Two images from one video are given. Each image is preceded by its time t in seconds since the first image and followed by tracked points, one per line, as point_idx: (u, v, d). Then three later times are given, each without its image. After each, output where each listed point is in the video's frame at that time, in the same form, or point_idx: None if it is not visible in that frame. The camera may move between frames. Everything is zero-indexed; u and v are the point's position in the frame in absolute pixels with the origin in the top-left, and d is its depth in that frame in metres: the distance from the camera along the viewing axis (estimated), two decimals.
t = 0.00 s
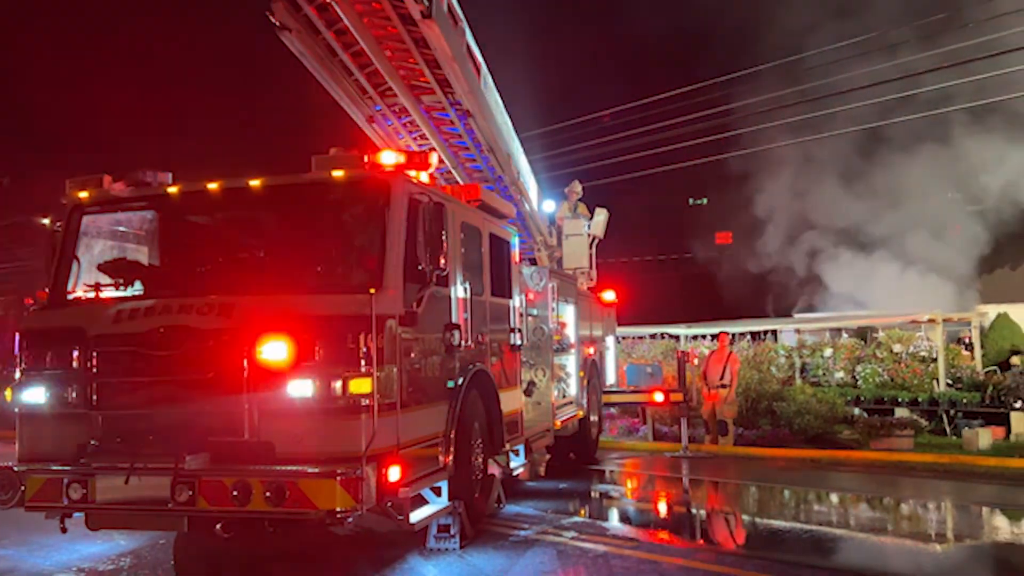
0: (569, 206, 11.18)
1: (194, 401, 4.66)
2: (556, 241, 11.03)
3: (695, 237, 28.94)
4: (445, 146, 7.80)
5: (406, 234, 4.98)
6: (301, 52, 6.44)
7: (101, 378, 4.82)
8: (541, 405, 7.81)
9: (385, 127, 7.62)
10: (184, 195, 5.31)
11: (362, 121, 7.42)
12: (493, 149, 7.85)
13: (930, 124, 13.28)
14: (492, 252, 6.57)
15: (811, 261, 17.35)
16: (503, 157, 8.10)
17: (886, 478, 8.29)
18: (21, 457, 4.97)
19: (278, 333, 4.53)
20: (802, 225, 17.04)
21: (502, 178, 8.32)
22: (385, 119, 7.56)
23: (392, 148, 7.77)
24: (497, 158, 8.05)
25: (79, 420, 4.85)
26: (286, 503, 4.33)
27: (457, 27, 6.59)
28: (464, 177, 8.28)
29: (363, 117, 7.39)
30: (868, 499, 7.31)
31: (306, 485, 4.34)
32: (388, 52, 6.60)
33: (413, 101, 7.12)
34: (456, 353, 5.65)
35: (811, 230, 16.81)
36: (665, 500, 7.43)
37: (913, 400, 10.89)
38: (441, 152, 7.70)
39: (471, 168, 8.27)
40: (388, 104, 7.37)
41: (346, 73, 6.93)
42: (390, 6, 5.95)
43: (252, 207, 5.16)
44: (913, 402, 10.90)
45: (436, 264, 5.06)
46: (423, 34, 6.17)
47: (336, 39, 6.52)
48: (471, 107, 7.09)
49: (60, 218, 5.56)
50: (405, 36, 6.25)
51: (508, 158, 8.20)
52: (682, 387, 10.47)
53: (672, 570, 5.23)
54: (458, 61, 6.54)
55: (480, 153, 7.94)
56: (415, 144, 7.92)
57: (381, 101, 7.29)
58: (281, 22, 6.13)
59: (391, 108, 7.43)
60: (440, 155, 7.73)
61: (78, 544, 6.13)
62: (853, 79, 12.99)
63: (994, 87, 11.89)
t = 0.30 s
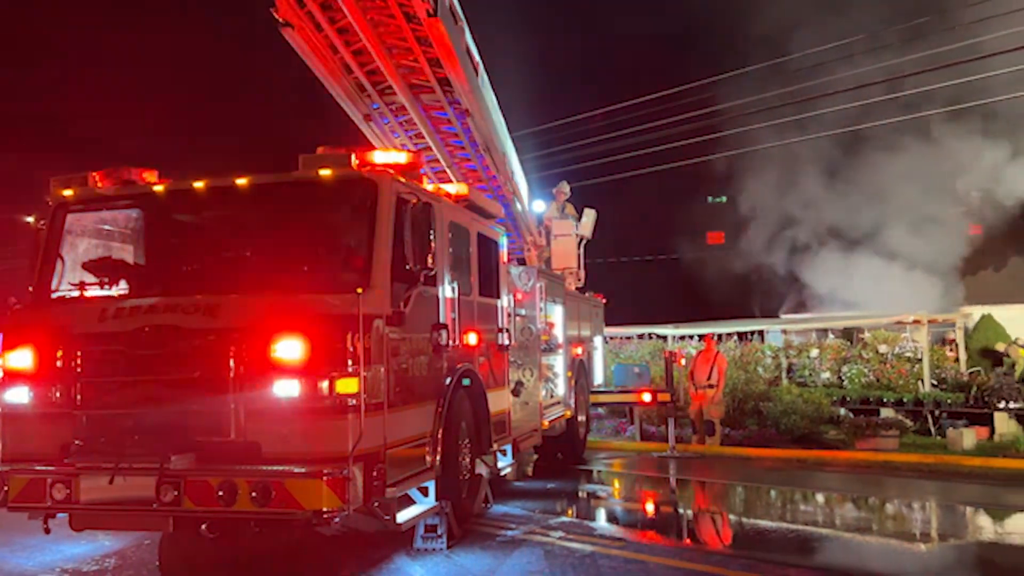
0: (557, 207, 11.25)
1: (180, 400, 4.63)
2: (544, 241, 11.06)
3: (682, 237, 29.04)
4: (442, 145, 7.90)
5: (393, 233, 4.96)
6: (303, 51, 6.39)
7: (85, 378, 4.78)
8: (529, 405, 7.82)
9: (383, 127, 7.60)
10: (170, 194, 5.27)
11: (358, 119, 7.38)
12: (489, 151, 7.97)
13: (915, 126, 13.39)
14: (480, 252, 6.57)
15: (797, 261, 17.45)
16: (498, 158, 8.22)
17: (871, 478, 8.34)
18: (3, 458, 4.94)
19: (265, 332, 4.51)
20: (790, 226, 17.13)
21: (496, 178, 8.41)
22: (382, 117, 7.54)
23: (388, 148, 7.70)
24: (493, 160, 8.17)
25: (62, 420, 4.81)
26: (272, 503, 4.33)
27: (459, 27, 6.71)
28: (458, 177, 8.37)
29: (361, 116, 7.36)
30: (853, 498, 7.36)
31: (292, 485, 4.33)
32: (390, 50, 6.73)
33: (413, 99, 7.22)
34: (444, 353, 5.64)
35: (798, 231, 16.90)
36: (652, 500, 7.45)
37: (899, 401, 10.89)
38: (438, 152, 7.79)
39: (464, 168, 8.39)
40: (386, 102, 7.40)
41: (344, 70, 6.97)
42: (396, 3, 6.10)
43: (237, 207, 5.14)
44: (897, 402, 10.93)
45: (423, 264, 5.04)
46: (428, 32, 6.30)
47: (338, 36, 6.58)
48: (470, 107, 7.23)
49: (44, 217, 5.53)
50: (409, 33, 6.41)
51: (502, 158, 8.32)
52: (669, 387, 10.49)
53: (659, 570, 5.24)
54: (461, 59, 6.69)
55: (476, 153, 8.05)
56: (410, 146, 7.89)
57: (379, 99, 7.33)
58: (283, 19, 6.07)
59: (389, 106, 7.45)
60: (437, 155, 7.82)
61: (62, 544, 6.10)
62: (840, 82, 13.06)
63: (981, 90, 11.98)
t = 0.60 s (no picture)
0: (541, 207, 11.23)
1: (160, 399, 4.60)
2: (529, 241, 11.08)
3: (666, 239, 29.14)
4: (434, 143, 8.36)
5: (377, 232, 4.94)
6: (301, 47, 6.90)
7: (64, 377, 4.74)
8: (512, 405, 7.81)
9: (375, 124, 8.07)
10: (151, 191, 5.23)
11: (352, 116, 7.84)
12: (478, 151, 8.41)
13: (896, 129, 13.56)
14: (464, 251, 6.56)
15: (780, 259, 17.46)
16: (489, 159, 8.59)
17: (851, 477, 8.41)
18: None
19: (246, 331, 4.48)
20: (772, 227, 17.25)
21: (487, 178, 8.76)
22: (375, 117, 8.02)
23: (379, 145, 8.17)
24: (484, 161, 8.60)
25: (40, 420, 4.76)
26: (254, 503, 4.30)
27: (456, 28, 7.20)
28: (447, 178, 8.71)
29: (354, 113, 7.82)
30: (833, 498, 7.41)
31: (273, 485, 4.31)
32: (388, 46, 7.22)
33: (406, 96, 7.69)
34: (427, 353, 5.63)
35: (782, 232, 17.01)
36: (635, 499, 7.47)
37: (879, 401, 11.00)
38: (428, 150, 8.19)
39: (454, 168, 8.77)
40: (380, 101, 7.88)
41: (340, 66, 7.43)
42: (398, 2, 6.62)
43: (219, 205, 5.11)
44: (878, 402, 11.03)
45: (407, 264, 5.03)
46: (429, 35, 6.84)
47: (337, 33, 7.08)
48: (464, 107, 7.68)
49: (23, 213, 5.47)
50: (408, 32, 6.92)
51: (495, 159, 8.72)
52: (652, 387, 10.53)
53: (640, 568, 5.26)
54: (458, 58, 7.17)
55: (467, 152, 8.47)
56: (401, 143, 8.41)
57: (373, 97, 7.80)
58: (282, 14, 6.61)
59: (382, 104, 7.92)
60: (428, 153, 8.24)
61: (39, 544, 6.04)
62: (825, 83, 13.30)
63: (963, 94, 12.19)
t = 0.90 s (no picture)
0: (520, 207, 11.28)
1: (134, 398, 4.54)
2: (509, 241, 11.09)
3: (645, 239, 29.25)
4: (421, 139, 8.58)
5: (354, 230, 4.91)
6: (294, 38, 7.09)
7: (34, 376, 4.68)
8: (490, 405, 7.80)
9: (362, 118, 8.22)
10: (124, 188, 5.17)
11: (340, 110, 8.00)
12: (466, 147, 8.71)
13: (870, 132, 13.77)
14: (443, 250, 6.54)
15: (767, 258, 17.73)
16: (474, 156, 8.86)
17: (826, 476, 8.50)
18: None
19: (222, 329, 4.44)
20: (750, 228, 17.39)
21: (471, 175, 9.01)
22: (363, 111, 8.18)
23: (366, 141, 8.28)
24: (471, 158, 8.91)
25: (11, 419, 4.71)
26: (228, 503, 4.28)
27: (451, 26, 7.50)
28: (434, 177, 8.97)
29: (342, 107, 7.95)
30: (808, 496, 7.48)
31: (248, 485, 4.29)
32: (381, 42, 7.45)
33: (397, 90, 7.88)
34: (405, 352, 5.61)
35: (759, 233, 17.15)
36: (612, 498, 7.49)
37: (854, 401, 11.11)
38: (416, 146, 8.38)
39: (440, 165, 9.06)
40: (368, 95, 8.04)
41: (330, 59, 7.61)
42: None
43: (194, 203, 5.05)
44: (853, 402, 11.15)
45: (385, 263, 5.01)
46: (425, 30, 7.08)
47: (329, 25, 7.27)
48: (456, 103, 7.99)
49: None
50: (402, 25, 7.17)
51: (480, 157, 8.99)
52: (630, 386, 10.57)
53: (617, 567, 5.28)
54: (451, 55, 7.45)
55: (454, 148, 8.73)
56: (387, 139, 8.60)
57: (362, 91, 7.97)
58: (276, 5, 6.84)
59: (370, 99, 8.09)
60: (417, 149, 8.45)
61: (9, 546, 5.95)
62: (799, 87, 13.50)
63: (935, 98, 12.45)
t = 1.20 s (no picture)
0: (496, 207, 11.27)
1: (102, 398, 4.47)
2: (485, 240, 11.09)
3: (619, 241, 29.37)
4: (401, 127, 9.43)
5: (327, 228, 4.88)
6: (284, 32, 8.34)
7: None
8: (465, 405, 7.81)
9: (345, 111, 9.31)
10: (93, 184, 5.10)
11: (325, 100, 9.09)
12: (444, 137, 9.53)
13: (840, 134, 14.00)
14: (417, 249, 6.52)
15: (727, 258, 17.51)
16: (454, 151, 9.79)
17: (796, 475, 8.59)
18: None
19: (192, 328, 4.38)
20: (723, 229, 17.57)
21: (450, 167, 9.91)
22: (346, 103, 9.30)
23: (348, 133, 9.39)
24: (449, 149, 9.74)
25: None
26: (199, 503, 4.25)
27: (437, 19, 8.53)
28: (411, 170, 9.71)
29: (327, 99, 9.07)
30: (779, 495, 7.56)
31: (219, 485, 4.26)
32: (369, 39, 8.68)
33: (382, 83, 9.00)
34: (379, 351, 5.59)
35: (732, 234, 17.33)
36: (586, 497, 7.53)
37: (824, 400, 11.22)
38: (395, 130, 9.26)
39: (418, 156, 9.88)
40: (352, 88, 9.18)
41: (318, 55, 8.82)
42: None
43: (164, 199, 4.99)
44: (822, 402, 11.27)
45: (359, 261, 4.98)
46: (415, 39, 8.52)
47: (319, 17, 8.40)
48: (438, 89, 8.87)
49: None
50: (392, 19, 8.31)
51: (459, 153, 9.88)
52: (604, 386, 10.62)
53: (589, 566, 5.31)
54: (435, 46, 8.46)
55: (433, 139, 9.67)
56: (368, 130, 9.59)
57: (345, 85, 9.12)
58: None
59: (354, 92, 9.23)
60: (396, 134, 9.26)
61: None
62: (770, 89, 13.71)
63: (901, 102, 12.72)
